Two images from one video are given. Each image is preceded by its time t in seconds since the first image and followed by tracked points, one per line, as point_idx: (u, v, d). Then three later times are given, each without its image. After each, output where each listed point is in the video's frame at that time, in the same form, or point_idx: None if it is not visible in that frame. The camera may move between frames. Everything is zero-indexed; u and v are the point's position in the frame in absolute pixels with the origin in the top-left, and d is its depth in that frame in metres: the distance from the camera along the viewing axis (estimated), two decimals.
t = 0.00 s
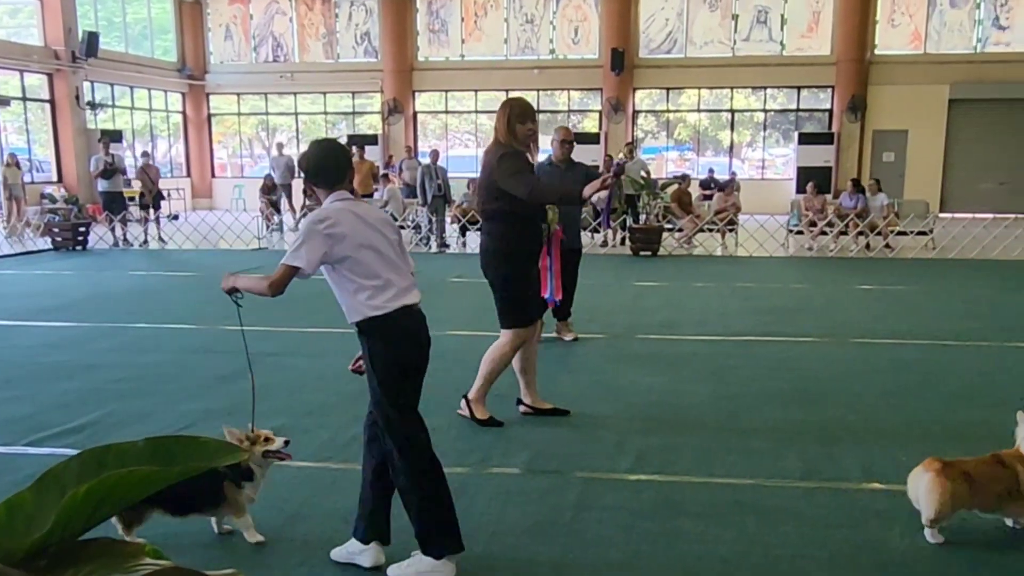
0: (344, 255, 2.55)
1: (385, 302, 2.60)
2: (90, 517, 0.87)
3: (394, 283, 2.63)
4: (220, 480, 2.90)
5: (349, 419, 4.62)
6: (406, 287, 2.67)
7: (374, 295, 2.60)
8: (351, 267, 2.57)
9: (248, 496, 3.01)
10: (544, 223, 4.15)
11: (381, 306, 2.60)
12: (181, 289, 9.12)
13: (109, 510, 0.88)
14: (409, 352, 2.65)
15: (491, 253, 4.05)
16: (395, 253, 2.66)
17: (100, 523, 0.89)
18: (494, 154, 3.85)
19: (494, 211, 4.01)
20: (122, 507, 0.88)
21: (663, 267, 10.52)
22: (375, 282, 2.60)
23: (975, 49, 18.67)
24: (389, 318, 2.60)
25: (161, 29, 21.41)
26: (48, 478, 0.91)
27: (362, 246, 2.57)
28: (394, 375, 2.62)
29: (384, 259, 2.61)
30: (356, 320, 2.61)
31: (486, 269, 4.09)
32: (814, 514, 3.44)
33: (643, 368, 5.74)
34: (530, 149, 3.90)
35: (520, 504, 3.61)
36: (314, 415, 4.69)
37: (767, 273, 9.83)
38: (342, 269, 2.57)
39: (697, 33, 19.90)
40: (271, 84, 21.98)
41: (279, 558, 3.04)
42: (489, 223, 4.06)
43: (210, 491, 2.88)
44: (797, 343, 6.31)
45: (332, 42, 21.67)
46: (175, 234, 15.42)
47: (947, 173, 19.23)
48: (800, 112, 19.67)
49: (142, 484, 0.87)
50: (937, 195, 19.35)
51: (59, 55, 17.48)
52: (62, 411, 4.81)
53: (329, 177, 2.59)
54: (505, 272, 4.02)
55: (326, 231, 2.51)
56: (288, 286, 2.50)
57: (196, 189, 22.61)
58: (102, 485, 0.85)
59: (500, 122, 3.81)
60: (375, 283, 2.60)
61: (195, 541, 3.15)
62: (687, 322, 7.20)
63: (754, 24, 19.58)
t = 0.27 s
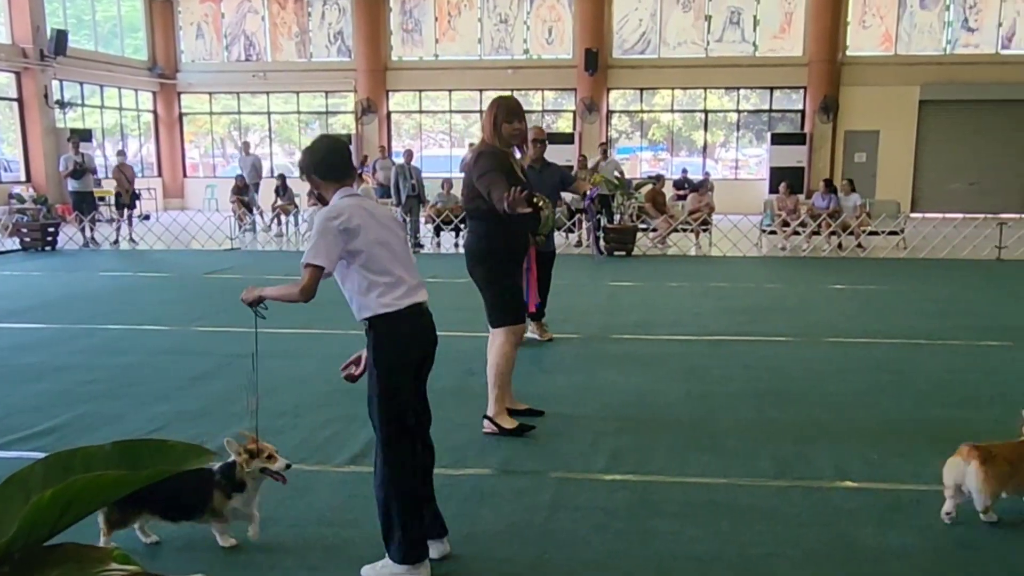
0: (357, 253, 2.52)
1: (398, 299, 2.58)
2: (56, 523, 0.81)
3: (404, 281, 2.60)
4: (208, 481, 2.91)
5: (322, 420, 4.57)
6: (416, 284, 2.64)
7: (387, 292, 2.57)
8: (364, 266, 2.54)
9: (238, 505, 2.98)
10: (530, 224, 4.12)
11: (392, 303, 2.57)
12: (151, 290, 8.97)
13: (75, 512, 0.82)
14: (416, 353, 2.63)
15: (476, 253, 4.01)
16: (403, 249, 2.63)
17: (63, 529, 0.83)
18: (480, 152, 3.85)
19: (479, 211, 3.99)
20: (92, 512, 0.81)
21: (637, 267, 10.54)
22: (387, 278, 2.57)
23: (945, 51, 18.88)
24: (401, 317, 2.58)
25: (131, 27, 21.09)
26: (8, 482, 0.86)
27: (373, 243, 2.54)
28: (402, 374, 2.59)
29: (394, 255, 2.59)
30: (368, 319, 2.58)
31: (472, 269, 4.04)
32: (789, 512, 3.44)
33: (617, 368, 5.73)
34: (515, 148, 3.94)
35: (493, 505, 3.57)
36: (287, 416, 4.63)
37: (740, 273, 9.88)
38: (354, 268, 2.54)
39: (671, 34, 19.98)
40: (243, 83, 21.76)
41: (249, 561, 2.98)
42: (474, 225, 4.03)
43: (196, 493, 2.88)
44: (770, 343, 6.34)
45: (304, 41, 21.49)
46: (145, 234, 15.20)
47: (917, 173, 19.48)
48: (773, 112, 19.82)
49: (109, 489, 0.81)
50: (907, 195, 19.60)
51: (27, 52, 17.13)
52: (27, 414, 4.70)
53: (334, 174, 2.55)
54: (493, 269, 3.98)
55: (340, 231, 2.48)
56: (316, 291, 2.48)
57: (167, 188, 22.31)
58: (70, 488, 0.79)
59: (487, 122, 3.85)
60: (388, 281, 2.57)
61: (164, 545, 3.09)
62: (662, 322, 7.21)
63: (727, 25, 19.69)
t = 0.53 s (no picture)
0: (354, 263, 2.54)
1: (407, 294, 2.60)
2: (25, 524, 0.83)
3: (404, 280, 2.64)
4: (206, 479, 2.88)
5: (297, 420, 4.52)
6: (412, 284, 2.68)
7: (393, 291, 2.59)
8: (365, 272, 2.56)
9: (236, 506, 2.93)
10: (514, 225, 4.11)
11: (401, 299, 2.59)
12: (123, 290, 8.84)
13: (42, 516, 0.84)
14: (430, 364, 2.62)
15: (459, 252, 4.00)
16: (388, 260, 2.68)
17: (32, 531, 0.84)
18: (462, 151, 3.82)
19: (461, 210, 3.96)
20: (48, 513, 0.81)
21: (614, 267, 10.56)
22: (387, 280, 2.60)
23: (918, 52, 19.09)
24: (413, 309, 2.58)
25: (104, 25, 20.80)
26: None
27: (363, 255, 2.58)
28: (409, 377, 2.56)
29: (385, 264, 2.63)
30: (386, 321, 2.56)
31: (454, 269, 4.02)
32: (765, 511, 3.45)
33: (595, 367, 5.72)
34: (497, 147, 3.91)
35: (469, 505, 3.54)
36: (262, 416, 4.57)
37: (716, 273, 9.92)
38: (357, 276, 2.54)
39: (647, 34, 20.06)
40: (217, 81, 21.54)
41: (222, 564, 2.94)
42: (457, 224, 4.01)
43: (194, 492, 2.85)
44: (746, 342, 6.37)
45: (279, 39, 21.32)
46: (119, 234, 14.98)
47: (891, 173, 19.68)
48: (748, 113, 19.95)
49: (78, 489, 0.83)
50: (880, 195, 19.79)
51: None
52: None
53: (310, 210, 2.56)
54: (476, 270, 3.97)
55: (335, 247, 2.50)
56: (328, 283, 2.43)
57: (141, 188, 22.00)
58: (37, 489, 0.81)
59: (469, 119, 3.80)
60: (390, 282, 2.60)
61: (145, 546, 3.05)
62: (639, 321, 7.22)
63: (703, 25, 19.80)
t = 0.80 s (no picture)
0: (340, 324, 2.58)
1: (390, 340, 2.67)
2: None
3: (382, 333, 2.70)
4: (187, 481, 2.81)
5: (274, 421, 4.46)
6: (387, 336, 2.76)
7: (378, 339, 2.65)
8: (349, 329, 2.59)
9: (220, 507, 2.85)
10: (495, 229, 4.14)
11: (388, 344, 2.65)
12: (97, 291, 8.70)
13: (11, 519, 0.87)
14: (421, 397, 2.66)
15: (446, 254, 3.97)
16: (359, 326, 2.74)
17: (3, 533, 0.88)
18: (449, 153, 3.83)
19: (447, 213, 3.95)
20: (27, 515, 0.84)
21: (594, 267, 10.55)
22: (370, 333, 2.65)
23: (895, 54, 19.31)
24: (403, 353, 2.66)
25: (79, 23, 20.53)
26: None
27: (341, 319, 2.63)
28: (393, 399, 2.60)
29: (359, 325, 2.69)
30: (378, 367, 2.58)
31: (440, 272, 3.99)
32: (743, 510, 3.44)
33: (574, 367, 5.70)
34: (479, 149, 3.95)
35: (445, 506, 3.51)
36: (239, 417, 4.51)
37: (695, 273, 9.94)
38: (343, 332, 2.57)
39: (626, 35, 20.11)
40: (194, 80, 21.32)
41: (194, 566, 2.89)
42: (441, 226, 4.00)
43: (176, 494, 2.79)
44: (724, 342, 6.37)
45: (257, 39, 21.15)
46: (95, 234, 14.77)
47: (869, 175, 19.81)
48: (727, 114, 20.07)
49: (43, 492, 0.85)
50: (859, 196, 19.89)
51: None
52: None
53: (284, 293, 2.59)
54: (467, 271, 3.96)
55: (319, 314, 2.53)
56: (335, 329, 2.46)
57: (117, 187, 21.70)
58: None
59: (454, 121, 3.83)
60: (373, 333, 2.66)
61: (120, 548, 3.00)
62: (618, 321, 7.21)
63: (682, 26, 19.88)
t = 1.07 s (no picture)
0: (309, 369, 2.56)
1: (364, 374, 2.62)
2: None
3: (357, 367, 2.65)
4: (162, 484, 2.74)
5: (254, 421, 4.41)
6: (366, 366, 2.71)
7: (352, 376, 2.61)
8: (324, 373, 2.56)
9: (197, 512, 2.77)
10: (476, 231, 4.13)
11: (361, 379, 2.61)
12: (76, 291, 8.59)
13: None
14: (395, 428, 2.61)
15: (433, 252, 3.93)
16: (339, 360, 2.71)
17: None
18: (435, 151, 3.83)
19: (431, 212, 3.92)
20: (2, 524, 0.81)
21: (577, 267, 10.54)
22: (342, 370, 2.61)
23: (876, 55, 19.47)
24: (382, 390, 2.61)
25: (58, 21, 20.30)
26: None
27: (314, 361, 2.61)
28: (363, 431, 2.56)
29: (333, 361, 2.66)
30: (348, 405, 2.54)
31: (426, 271, 3.93)
32: (724, 509, 3.44)
33: (556, 367, 5.69)
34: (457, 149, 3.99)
35: (427, 506, 3.48)
36: (219, 418, 4.46)
37: (678, 273, 9.96)
38: (314, 376, 2.54)
39: (609, 36, 20.14)
40: (175, 79, 21.13)
41: (172, 568, 2.84)
42: (423, 226, 3.95)
43: (154, 498, 2.73)
44: (707, 342, 6.38)
45: (239, 38, 21.00)
46: (74, 234, 14.60)
47: (850, 176, 19.93)
48: (709, 114, 20.14)
49: (18, 495, 0.82)
50: (840, 197, 19.99)
51: None
52: None
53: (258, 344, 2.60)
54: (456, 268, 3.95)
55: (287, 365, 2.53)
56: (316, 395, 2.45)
57: (97, 186, 21.46)
58: None
59: (436, 119, 3.84)
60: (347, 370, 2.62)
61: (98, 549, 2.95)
62: (600, 321, 7.20)
63: (665, 27, 19.94)
